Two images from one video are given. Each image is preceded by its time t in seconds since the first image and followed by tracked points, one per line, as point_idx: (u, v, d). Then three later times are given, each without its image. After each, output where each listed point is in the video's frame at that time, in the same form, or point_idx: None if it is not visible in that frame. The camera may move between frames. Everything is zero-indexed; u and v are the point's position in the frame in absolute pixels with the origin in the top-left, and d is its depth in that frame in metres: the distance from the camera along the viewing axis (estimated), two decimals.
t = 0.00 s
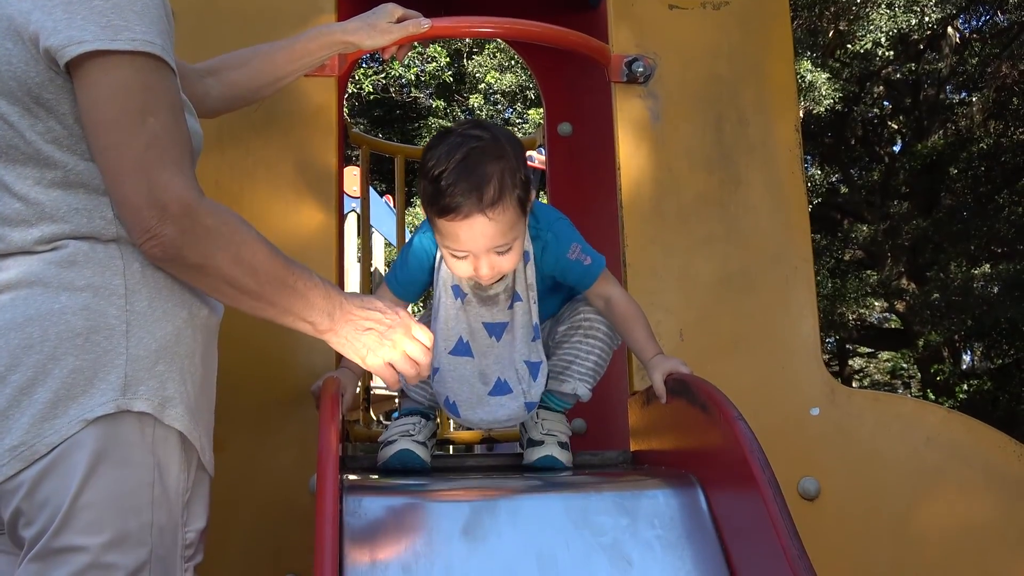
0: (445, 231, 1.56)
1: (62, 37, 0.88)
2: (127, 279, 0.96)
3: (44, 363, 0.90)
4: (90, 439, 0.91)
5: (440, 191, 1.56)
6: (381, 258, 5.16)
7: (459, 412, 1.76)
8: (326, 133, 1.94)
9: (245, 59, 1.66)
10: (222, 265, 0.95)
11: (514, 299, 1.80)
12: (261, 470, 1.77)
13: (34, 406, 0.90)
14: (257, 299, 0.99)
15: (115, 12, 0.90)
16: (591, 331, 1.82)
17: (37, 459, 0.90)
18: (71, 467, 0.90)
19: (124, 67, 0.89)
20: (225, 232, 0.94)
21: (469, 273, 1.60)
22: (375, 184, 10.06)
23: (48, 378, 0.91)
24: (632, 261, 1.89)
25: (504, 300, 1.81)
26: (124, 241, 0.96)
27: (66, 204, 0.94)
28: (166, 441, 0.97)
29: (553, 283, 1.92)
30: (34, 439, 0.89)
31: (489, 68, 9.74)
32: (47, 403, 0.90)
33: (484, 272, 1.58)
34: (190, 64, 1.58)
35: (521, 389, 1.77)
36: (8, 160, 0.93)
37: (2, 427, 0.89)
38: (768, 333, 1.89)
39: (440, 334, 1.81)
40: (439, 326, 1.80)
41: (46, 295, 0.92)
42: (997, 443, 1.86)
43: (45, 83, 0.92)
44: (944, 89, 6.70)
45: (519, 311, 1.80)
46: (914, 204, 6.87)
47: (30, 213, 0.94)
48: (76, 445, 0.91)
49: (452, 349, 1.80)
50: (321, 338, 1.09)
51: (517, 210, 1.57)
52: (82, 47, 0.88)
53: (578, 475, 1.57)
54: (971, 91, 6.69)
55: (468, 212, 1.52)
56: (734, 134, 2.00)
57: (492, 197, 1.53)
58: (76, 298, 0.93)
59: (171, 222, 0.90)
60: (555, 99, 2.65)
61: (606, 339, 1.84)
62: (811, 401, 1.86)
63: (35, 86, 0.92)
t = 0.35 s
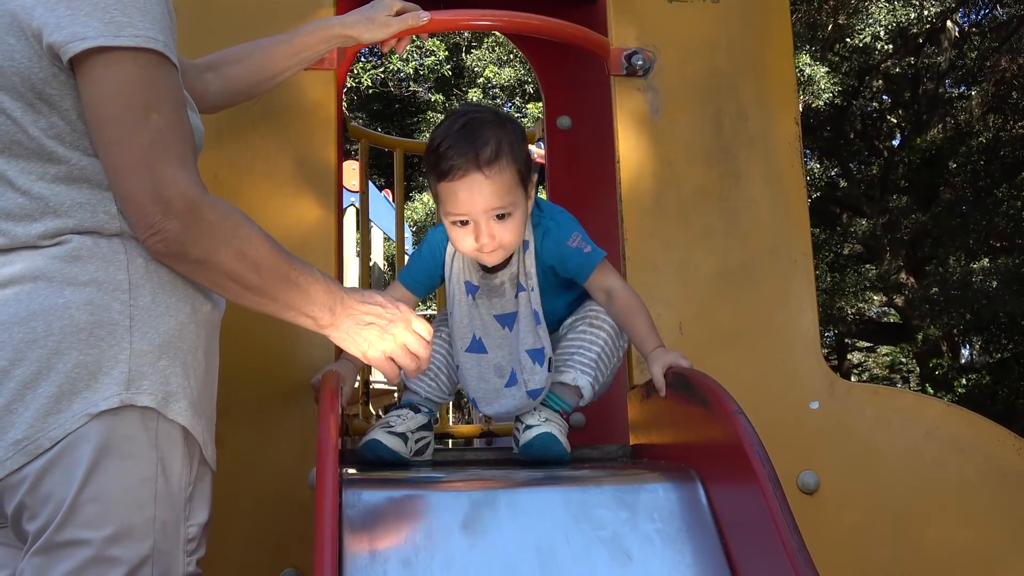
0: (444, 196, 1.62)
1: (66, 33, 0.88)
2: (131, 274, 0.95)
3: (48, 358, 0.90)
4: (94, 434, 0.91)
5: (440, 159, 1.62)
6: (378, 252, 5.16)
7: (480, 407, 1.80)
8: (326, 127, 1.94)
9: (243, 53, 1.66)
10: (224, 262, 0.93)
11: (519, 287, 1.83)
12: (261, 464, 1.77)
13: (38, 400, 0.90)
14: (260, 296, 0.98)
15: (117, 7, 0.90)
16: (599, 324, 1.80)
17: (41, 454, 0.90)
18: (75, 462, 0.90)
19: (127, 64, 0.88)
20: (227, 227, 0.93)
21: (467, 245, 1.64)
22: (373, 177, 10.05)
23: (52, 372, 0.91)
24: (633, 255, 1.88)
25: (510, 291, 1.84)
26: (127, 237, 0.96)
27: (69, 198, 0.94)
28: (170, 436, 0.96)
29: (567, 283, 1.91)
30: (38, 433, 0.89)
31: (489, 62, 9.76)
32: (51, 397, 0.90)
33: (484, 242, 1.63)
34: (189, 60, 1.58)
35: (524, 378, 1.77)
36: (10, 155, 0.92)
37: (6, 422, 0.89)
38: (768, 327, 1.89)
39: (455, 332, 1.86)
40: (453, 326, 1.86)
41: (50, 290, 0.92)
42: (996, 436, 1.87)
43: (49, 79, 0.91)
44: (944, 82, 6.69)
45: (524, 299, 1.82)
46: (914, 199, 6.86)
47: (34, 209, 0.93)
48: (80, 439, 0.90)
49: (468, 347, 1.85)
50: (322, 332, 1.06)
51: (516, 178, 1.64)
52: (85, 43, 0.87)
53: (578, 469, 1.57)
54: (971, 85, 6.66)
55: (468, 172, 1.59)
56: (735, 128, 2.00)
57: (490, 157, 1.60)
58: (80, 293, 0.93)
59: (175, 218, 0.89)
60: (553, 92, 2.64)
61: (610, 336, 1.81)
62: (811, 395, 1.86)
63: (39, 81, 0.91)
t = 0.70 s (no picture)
0: (474, 201, 1.68)
1: (62, 36, 0.87)
2: (129, 276, 0.95)
3: (46, 360, 0.90)
4: (92, 436, 0.91)
5: (472, 168, 1.69)
6: (377, 252, 5.16)
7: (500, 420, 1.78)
8: (325, 128, 1.94)
9: (244, 58, 1.66)
10: (215, 264, 0.94)
11: (534, 311, 1.86)
12: (259, 466, 1.77)
13: (36, 402, 0.90)
14: (255, 295, 0.98)
15: (112, 10, 0.89)
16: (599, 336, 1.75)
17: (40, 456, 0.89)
18: (73, 464, 0.90)
19: (123, 67, 0.88)
20: (220, 230, 0.93)
21: (490, 250, 1.68)
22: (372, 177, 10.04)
23: (50, 375, 0.90)
24: (632, 257, 1.88)
25: (528, 317, 1.87)
26: (126, 240, 0.96)
27: (67, 202, 0.94)
28: (168, 438, 0.96)
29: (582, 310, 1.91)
30: (36, 435, 0.89)
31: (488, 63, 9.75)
32: (50, 399, 0.90)
33: (507, 250, 1.67)
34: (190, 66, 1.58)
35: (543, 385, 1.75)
36: (9, 158, 0.93)
37: (4, 424, 0.89)
38: (767, 329, 1.89)
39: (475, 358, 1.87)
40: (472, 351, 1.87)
41: (49, 293, 0.92)
42: (993, 439, 1.87)
43: (45, 83, 0.91)
44: (942, 85, 6.69)
45: (539, 322, 1.85)
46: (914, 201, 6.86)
47: (32, 213, 0.93)
48: (78, 441, 0.90)
49: (488, 370, 1.85)
50: (313, 336, 1.07)
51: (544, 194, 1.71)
52: (82, 46, 0.86)
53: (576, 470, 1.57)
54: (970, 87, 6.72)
55: (500, 177, 1.66)
56: (734, 130, 2.00)
57: (524, 168, 1.68)
58: (79, 296, 0.93)
59: (168, 220, 0.89)
60: (553, 95, 2.65)
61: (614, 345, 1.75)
62: (809, 397, 1.86)
63: (35, 85, 0.91)
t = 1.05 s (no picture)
0: (479, 223, 1.68)
1: (51, 38, 0.88)
2: (121, 277, 0.95)
3: (39, 362, 0.90)
4: (84, 438, 0.91)
5: (473, 192, 1.69)
6: (377, 254, 5.16)
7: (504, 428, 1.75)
8: (324, 130, 1.94)
9: (243, 61, 1.67)
10: (205, 265, 0.93)
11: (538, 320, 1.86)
12: (257, 467, 1.77)
13: (30, 403, 0.90)
14: (248, 298, 0.98)
15: (102, 12, 0.90)
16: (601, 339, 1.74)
17: (33, 458, 0.90)
18: (66, 466, 0.90)
19: (108, 68, 0.88)
20: (209, 231, 0.92)
21: (500, 270, 1.68)
22: (371, 178, 10.04)
23: (44, 377, 0.90)
24: (630, 260, 1.89)
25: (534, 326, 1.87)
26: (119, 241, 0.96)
27: (60, 204, 0.94)
28: (162, 439, 0.96)
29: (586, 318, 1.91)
30: (31, 436, 0.89)
31: (488, 65, 9.76)
32: (43, 400, 0.90)
33: (516, 267, 1.66)
34: (191, 70, 1.61)
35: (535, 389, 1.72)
36: (2, 161, 0.93)
37: None
38: (765, 332, 1.89)
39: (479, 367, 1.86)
40: (478, 361, 1.86)
41: (42, 295, 0.92)
42: (991, 443, 1.87)
43: (35, 86, 0.91)
44: (941, 89, 6.69)
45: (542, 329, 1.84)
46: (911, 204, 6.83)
47: (24, 215, 0.94)
48: (72, 442, 0.90)
49: (493, 380, 1.83)
50: (302, 338, 1.07)
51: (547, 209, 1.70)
52: (70, 47, 0.87)
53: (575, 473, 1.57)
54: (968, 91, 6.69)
55: (503, 200, 1.66)
56: (732, 133, 2.00)
57: (526, 187, 1.67)
58: (72, 297, 0.93)
59: (156, 221, 0.89)
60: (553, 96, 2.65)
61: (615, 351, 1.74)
62: (807, 400, 1.86)
63: (25, 88, 0.91)
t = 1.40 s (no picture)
0: (480, 189, 1.67)
1: (38, 29, 0.88)
2: (113, 269, 0.95)
3: (31, 355, 0.90)
4: (76, 431, 0.91)
5: (479, 156, 1.69)
6: (375, 250, 5.16)
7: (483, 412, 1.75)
8: (322, 124, 1.94)
9: (242, 54, 1.67)
10: (192, 255, 0.93)
11: (528, 303, 1.83)
12: (253, 462, 1.77)
13: (22, 396, 0.90)
14: (242, 285, 0.99)
15: (89, 2, 0.89)
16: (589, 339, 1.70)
17: (25, 451, 0.90)
18: (58, 459, 0.90)
19: (95, 60, 0.88)
20: (195, 222, 0.92)
21: (491, 241, 1.66)
22: (370, 175, 10.04)
23: (35, 370, 0.90)
24: (628, 256, 1.89)
25: (521, 308, 1.84)
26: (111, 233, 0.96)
27: (51, 196, 0.94)
28: (155, 431, 0.96)
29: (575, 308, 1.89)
30: (23, 429, 0.89)
31: (488, 61, 9.60)
32: (34, 394, 0.90)
33: (509, 242, 1.65)
34: (190, 66, 1.61)
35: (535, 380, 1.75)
36: None
37: None
38: (761, 329, 1.89)
39: (461, 343, 1.84)
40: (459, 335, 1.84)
41: (34, 288, 0.92)
42: (989, 441, 1.87)
43: (23, 78, 0.91)
44: (940, 87, 6.69)
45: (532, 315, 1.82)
46: (909, 202, 6.85)
47: (16, 208, 0.94)
48: (64, 435, 0.90)
49: (472, 356, 1.82)
50: (291, 331, 1.06)
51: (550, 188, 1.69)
52: (57, 39, 0.87)
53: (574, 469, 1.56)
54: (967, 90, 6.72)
55: (508, 168, 1.65)
56: (730, 130, 2.00)
57: (534, 159, 1.66)
58: (64, 290, 0.93)
59: (143, 212, 0.88)
60: (552, 93, 2.65)
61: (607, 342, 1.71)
62: (804, 397, 1.86)
63: (14, 80, 0.91)
